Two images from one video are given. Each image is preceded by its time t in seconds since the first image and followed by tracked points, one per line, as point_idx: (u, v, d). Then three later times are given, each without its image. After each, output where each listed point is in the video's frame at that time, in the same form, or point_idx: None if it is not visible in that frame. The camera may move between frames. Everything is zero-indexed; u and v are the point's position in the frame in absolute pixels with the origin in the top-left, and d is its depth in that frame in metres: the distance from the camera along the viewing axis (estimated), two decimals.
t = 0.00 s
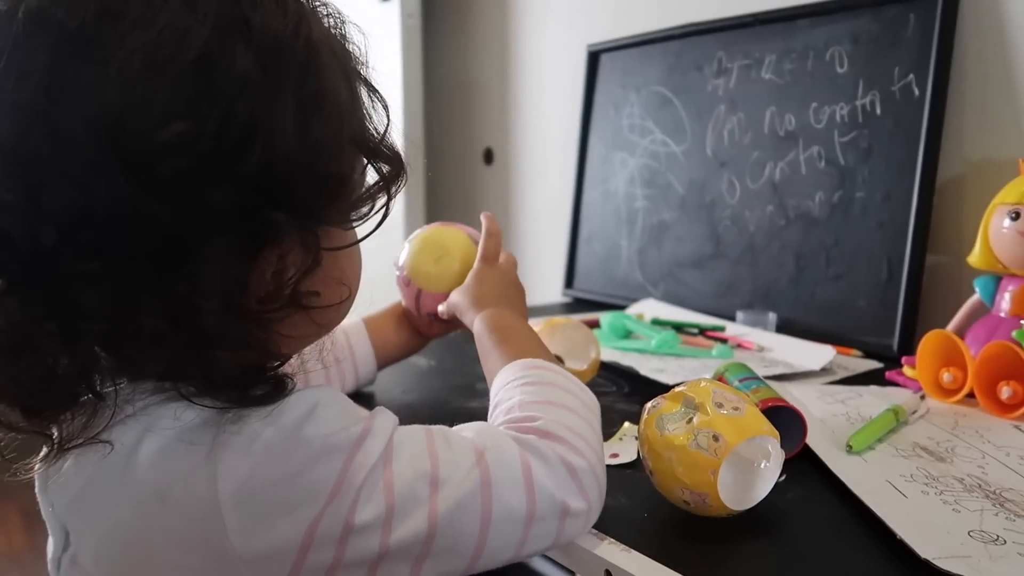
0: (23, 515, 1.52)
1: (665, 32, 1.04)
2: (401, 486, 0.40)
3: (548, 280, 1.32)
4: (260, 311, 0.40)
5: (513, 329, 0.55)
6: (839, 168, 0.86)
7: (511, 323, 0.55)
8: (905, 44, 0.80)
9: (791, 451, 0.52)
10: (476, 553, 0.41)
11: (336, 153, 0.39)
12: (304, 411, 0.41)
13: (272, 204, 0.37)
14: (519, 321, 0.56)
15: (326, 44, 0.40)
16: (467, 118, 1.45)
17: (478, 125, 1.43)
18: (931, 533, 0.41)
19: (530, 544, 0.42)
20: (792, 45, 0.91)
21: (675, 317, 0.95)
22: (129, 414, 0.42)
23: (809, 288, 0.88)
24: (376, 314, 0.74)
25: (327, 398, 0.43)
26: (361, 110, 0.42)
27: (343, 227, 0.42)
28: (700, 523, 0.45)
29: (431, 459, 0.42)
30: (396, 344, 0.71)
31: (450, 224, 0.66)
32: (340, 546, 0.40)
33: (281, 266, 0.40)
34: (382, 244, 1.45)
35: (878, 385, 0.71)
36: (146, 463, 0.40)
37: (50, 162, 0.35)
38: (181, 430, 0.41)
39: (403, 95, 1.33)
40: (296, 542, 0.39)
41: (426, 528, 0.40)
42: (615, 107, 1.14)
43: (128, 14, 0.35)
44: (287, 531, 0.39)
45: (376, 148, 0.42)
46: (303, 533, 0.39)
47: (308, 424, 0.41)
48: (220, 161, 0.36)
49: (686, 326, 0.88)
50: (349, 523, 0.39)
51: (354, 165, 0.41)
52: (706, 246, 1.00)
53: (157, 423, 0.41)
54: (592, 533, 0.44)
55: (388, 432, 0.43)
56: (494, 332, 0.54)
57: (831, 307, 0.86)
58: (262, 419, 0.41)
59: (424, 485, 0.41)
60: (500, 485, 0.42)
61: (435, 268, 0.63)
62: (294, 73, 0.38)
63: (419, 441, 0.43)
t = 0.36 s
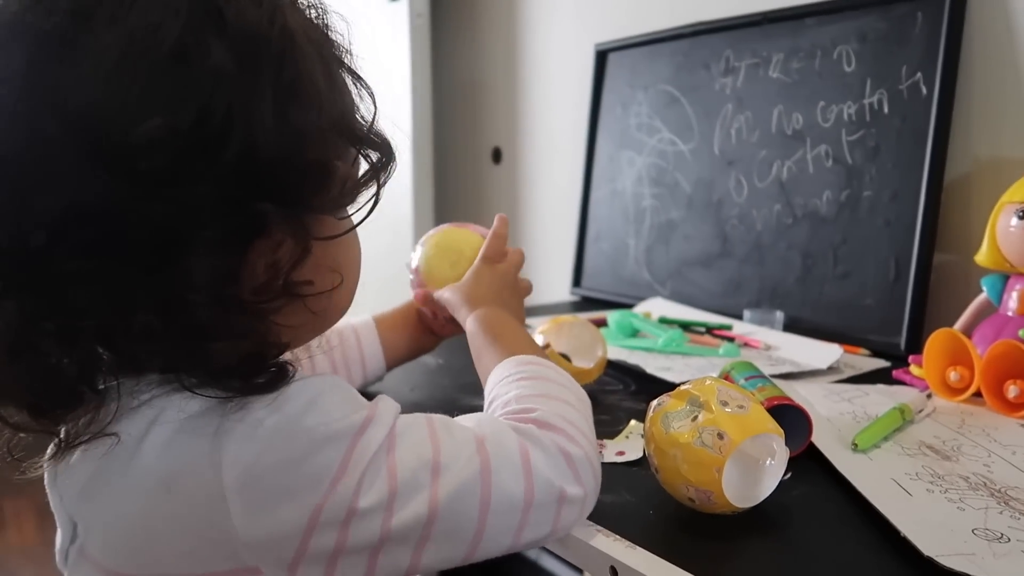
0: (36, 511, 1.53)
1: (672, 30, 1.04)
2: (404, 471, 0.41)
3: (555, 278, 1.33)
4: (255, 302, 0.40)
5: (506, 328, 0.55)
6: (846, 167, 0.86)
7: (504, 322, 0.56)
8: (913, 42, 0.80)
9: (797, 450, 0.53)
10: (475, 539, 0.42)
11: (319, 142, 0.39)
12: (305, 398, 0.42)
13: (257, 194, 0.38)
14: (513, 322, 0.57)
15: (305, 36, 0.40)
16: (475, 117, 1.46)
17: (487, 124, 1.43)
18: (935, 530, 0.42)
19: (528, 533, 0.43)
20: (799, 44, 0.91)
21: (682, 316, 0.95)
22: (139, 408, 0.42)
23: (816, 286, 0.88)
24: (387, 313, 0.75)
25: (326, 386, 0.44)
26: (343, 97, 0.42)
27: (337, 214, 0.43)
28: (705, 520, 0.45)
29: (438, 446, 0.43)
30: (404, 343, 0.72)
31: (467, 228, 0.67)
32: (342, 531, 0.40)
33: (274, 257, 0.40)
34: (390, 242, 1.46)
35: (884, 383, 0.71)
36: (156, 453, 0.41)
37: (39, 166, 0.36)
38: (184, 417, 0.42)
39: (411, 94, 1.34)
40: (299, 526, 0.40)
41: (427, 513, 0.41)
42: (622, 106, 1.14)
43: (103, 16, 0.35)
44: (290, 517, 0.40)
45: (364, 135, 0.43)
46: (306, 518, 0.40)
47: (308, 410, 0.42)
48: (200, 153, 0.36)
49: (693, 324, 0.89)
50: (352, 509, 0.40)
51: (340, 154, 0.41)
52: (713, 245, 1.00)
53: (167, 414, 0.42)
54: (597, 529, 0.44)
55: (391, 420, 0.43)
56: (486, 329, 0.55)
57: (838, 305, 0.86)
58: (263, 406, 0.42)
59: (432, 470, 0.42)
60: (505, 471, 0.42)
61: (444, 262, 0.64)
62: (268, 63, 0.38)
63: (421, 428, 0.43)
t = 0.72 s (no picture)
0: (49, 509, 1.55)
1: (679, 33, 1.05)
2: (294, 533, 0.38)
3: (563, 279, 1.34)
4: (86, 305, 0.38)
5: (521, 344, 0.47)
6: (850, 167, 0.86)
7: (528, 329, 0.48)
8: (917, 43, 0.81)
9: (798, 448, 0.54)
10: None
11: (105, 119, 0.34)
12: (187, 436, 0.40)
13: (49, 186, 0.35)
14: (540, 330, 0.49)
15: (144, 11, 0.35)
16: (484, 119, 1.47)
17: (495, 126, 1.44)
18: (931, 526, 0.42)
19: None
20: (804, 46, 0.91)
21: (688, 316, 0.96)
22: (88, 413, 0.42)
23: (821, 286, 0.88)
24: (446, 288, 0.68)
25: (225, 418, 0.41)
26: (158, 40, 0.35)
27: (207, 201, 0.37)
28: (705, 516, 0.46)
29: (350, 492, 0.40)
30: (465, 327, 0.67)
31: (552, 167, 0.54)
32: None
33: (110, 257, 0.37)
34: (398, 244, 1.47)
35: (888, 383, 0.72)
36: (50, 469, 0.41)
37: None
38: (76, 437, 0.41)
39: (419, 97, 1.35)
40: None
41: None
42: (629, 108, 1.15)
43: None
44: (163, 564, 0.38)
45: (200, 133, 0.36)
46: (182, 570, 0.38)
47: (194, 450, 0.39)
48: None
49: (698, 325, 0.89)
50: (230, 562, 0.38)
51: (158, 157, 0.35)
52: (718, 245, 1.01)
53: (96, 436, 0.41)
54: (598, 524, 0.45)
55: (292, 458, 0.40)
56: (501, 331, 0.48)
57: (844, 305, 0.86)
58: (140, 441, 0.39)
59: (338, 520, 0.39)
60: (403, 531, 0.39)
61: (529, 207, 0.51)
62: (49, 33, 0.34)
63: (325, 481, 0.40)
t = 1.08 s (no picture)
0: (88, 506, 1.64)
1: (684, 47, 1.10)
2: None
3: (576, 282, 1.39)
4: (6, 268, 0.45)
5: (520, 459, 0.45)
6: (844, 175, 0.91)
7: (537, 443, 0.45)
8: (906, 57, 0.85)
9: (778, 433, 0.59)
10: None
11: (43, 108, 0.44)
12: (103, 525, 0.40)
13: None
14: (551, 447, 0.45)
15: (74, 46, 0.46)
16: (501, 131, 1.53)
17: (512, 136, 1.50)
18: (887, 499, 0.47)
19: None
20: (801, 60, 0.96)
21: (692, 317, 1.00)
22: (42, 446, 0.45)
23: (817, 289, 0.93)
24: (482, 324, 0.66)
25: (139, 506, 0.41)
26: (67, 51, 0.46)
27: (89, 153, 0.44)
28: (686, 490, 0.51)
29: None
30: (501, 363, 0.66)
31: (654, 184, 0.50)
32: None
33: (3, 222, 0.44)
34: (418, 251, 1.53)
35: (874, 378, 0.76)
36: None
37: None
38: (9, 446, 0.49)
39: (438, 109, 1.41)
40: None
41: None
42: (637, 119, 1.20)
43: None
44: None
45: (97, 104, 0.44)
46: None
47: (107, 541, 0.40)
48: None
49: (700, 325, 0.94)
50: None
51: (70, 130, 0.44)
52: (722, 250, 1.06)
53: (37, 489, 0.42)
54: (588, 497, 0.51)
55: (217, 544, 0.41)
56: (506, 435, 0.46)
57: (839, 307, 0.91)
58: (57, 519, 0.40)
59: None
60: None
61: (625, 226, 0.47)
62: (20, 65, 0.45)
63: (262, 557, 0.41)
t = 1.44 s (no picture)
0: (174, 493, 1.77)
1: (725, 62, 1.16)
2: (238, 536, 0.45)
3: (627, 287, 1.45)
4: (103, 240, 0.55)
5: (484, 462, 0.48)
6: (876, 180, 0.95)
7: (501, 452, 0.48)
8: (933, 66, 0.89)
9: (788, 410, 0.64)
10: None
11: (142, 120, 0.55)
12: (145, 456, 0.46)
13: (85, 165, 0.55)
14: (513, 460, 0.48)
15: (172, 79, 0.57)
16: (557, 145, 1.61)
17: (567, 150, 1.58)
18: (874, 459, 0.52)
19: None
20: (835, 71, 1.01)
21: (731, 316, 1.05)
22: (112, 396, 0.52)
23: (851, 288, 0.97)
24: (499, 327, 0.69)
25: (173, 445, 0.47)
26: (164, 81, 0.57)
27: (175, 152, 0.54)
28: (694, 452, 0.57)
29: (283, 517, 0.46)
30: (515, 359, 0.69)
31: (677, 266, 0.47)
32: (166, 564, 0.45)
33: (107, 203, 0.55)
34: (477, 258, 1.62)
35: (897, 369, 0.80)
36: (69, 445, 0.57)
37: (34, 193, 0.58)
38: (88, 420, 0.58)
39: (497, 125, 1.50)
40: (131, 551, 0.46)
41: None
42: (683, 131, 1.26)
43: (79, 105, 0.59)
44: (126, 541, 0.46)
45: (186, 117, 0.55)
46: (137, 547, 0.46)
47: (143, 469, 0.46)
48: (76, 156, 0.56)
49: (736, 323, 0.99)
50: (175, 549, 0.45)
51: (161, 138, 0.54)
52: (762, 253, 1.10)
53: (95, 423, 0.50)
54: (606, 456, 0.57)
55: (229, 487, 0.46)
56: (484, 431, 0.49)
57: (871, 305, 0.94)
58: (106, 448, 0.47)
59: (255, 550, 0.45)
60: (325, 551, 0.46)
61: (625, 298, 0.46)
62: (128, 90, 0.56)
63: (277, 501, 0.47)
